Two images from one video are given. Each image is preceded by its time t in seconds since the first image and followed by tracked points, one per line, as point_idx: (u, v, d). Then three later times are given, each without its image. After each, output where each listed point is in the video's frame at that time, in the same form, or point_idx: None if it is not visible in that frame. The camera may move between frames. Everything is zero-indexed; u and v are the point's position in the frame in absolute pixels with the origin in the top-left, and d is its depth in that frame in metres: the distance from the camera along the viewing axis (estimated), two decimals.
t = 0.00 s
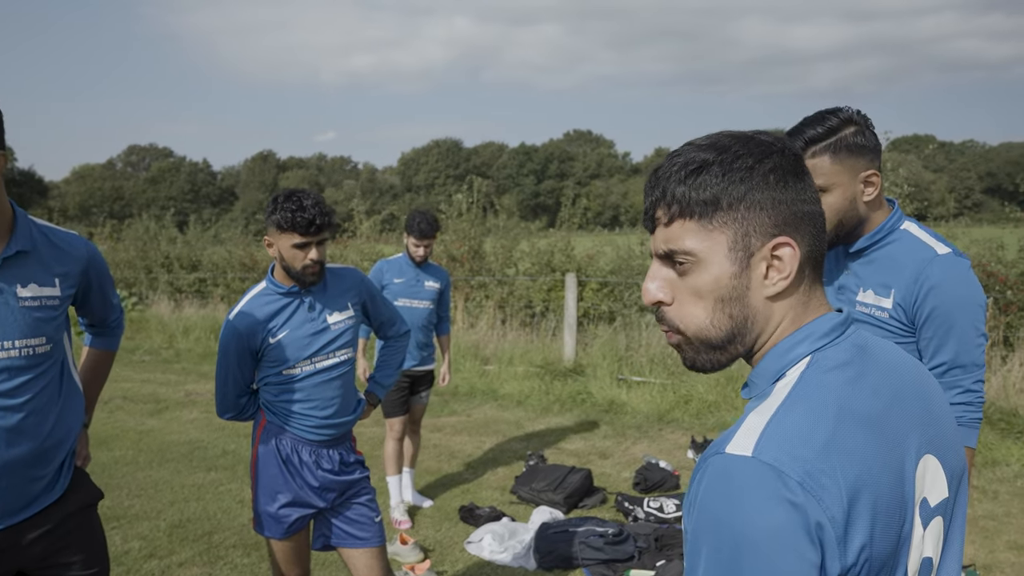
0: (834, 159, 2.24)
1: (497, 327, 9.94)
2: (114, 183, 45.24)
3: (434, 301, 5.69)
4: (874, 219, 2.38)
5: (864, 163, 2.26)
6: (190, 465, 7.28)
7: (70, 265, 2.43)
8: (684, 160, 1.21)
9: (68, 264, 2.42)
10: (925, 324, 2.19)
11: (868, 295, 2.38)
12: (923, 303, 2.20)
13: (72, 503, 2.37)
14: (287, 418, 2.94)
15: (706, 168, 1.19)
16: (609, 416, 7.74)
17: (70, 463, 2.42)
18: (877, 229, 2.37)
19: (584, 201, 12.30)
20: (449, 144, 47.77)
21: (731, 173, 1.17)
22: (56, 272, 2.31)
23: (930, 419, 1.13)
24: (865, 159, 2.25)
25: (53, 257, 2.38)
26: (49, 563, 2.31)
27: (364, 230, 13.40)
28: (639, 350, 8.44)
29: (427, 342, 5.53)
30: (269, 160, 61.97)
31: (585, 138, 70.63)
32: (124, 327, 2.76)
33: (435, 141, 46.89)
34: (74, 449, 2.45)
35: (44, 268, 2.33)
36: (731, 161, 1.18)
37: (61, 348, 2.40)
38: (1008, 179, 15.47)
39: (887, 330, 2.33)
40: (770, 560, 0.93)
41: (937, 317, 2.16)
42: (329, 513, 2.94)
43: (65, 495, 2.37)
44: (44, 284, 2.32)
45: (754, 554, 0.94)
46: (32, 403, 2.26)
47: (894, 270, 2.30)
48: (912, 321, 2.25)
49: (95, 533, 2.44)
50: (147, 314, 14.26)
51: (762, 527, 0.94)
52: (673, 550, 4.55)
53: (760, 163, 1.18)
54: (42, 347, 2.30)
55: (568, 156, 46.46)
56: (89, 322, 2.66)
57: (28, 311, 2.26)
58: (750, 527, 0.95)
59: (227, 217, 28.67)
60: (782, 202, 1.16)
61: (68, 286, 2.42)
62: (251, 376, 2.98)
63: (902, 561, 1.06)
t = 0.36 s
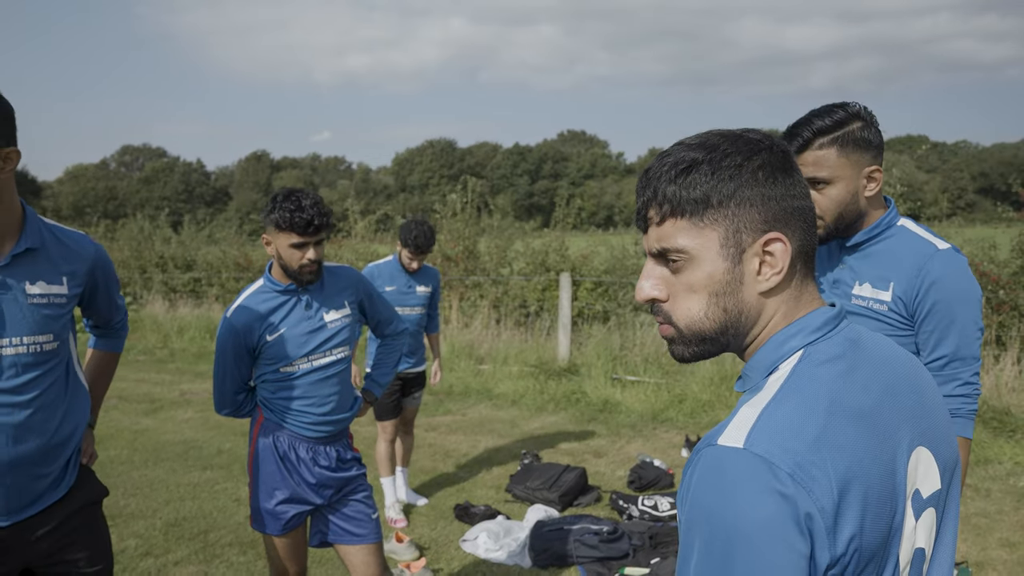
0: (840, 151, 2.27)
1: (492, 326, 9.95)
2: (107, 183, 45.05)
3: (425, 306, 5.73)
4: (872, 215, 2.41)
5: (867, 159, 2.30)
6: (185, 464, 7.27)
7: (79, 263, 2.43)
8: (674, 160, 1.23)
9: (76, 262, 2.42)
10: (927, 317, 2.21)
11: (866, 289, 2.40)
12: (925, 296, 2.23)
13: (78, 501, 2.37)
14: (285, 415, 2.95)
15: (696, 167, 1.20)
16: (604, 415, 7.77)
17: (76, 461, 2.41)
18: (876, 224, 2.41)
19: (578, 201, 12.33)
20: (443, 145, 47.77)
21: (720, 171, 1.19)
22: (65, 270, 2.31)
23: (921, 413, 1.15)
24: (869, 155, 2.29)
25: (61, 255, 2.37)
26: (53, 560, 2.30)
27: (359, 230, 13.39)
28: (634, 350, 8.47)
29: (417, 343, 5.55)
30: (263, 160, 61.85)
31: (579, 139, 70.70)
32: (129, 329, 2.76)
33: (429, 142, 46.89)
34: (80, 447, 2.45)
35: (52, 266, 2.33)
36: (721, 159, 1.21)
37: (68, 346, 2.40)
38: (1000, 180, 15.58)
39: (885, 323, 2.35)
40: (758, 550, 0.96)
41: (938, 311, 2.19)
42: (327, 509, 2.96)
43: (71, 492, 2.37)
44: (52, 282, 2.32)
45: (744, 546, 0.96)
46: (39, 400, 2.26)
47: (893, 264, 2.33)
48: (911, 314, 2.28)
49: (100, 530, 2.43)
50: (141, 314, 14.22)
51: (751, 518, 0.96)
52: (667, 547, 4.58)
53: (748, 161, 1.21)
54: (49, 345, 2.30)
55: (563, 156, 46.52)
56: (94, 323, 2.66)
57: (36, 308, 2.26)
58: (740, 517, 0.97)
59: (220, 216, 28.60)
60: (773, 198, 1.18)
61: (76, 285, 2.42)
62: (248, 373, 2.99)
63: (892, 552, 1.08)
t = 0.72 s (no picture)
0: (840, 145, 2.31)
1: (488, 325, 9.98)
2: (101, 183, 44.91)
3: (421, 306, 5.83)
4: (869, 208, 2.45)
5: (867, 153, 2.34)
6: (184, 462, 7.29)
7: (93, 258, 2.45)
8: (681, 150, 1.27)
9: (90, 257, 2.45)
10: (921, 308, 2.28)
11: (860, 279, 2.45)
12: (919, 287, 2.29)
13: (88, 496, 2.39)
14: (290, 409, 3.01)
15: (702, 157, 1.24)
16: (600, 413, 7.80)
17: (89, 455, 2.44)
18: (873, 217, 2.45)
19: (575, 202, 12.38)
20: (439, 145, 47.81)
21: (725, 161, 1.23)
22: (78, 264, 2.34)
23: (921, 394, 1.19)
24: (868, 149, 2.33)
25: (75, 250, 2.40)
26: (65, 553, 2.33)
27: (355, 230, 13.41)
28: (630, 348, 8.52)
29: (413, 338, 5.58)
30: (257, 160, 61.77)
31: (573, 139, 70.79)
32: (141, 323, 2.79)
33: (425, 142, 46.93)
34: (93, 441, 2.47)
35: (66, 260, 2.36)
36: (726, 149, 1.24)
37: (81, 341, 2.42)
38: (993, 180, 15.69)
39: (879, 313, 2.40)
40: (768, 526, 0.99)
41: (931, 302, 2.26)
42: (330, 503, 2.99)
43: (83, 487, 2.40)
44: (67, 276, 2.35)
45: (755, 521, 0.99)
46: (52, 393, 2.29)
47: (889, 255, 2.38)
48: (904, 305, 2.34)
49: (110, 525, 2.46)
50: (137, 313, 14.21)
51: (762, 493, 0.99)
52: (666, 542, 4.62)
53: (753, 150, 1.24)
54: (63, 339, 2.33)
55: (558, 156, 46.58)
56: (109, 318, 2.69)
57: (50, 302, 2.29)
58: (751, 492, 1.00)
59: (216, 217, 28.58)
60: (776, 186, 1.21)
61: (89, 279, 2.44)
62: (251, 367, 3.04)
63: (895, 528, 1.11)
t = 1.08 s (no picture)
0: (833, 140, 2.35)
1: (482, 324, 10.00)
2: (93, 183, 44.69)
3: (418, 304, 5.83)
4: (863, 202, 2.49)
5: (862, 148, 2.38)
6: (178, 461, 7.30)
7: (100, 250, 2.46)
8: (686, 142, 1.30)
9: (98, 248, 2.45)
10: (912, 300, 2.32)
11: (853, 272, 2.49)
12: (911, 280, 2.33)
13: (95, 489, 2.40)
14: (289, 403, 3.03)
15: (706, 149, 1.27)
16: (594, 410, 7.84)
17: (97, 447, 2.45)
18: (866, 211, 2.48)
19: (568, 201, 12.42)
20: (432, 145, 47.81)
21: (728, 152, 1.26)
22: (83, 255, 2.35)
23: (920, 379, 1.20)
24: (863, 144, 2.37)
25: (82, 241, 2.41)
26: (71, 546, 2.34)
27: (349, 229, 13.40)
28: (624, 346, 8.56)
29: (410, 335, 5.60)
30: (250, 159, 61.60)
31: (566, 139, 70.89)
32: (159, 318, 2.79)
33: (418, 142, 46.94)
34: (102, 435, 2.48)
35: (72, 251, 2.37)
36: (729, 141, 1.27)
37: (89, 332, 2.43)
38: (983, 180, 15.81)
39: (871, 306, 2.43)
40: (773, 507, 0.99)
41: (923, 294, 2.30)
42: (330, 495, 3.03)
43: (89, 480, 2.40)
44: (72, 267, 2.36)
45: (760, 502, 1.00)
46: (59, 383, 2.30)
47: (881, 248, 2.42)
48: (896, 297, 2.38)
49: (117, 518, 2.47)
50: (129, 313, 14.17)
51: (766, 474, 0.99)
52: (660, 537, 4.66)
53: (755, 142, 1.27)
54: (69, 329, 2.34)
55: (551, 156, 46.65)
56: (124, 312, 2.70)
57: (56, 293, 2.30)
58: (755, 473, 1.00)
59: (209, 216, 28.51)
60: (777, 177, 1.24)
61: (97, 271, 2.45)
62: (252, 361, 3.07)
63: (896, 512, 1.11)
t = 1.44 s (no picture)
0: (819, 143, 2.40)
1: (475, 323, 10.04)
2: (84, 184, 44.49)
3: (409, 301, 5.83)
4: (850, 204, 2.54)
5: (847, 151, 2.42)
6: (173, 459, 7.31)
7: (94, 246, 2.48)
8: (668, 147, 1.34)
9: (93, 244, 2.48)
10: (898, 301, 2.36)
11: (840, 273, 2.54)
12: (896, 281, 2.38)
13: (94, 483, 2.43)
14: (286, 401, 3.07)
15: (687, 154, 1.31)
16: (587, 409, 7.88)
17: (96, 442, 2.47)
18: (853, 212, 2.54)
19: (561, 201, 12.47)
20: (425, 145, 47.78)
21: (708, 157, 1.30)
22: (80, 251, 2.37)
23: (895, 370, 1.24)
24: (848, 147, 2.41)
25: (77, 237, 2.44)
26: (73, 538, 2.37)
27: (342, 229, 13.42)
28: (616, 345, 8.62)
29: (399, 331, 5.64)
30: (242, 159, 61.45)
31: (559, 138, 70.93)
32: (151, 316, 2.82)
33: (411, 142, 46.94)
34: (100, 429, 2.50)
35: (68, 246, 2.39)
36: (709, 146, 1.31)
37: (87, 327, 2.45)
38: (973, 181, 15.91)
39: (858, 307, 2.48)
40: (753, 492, 1.03)
41: (908, 295, 2.35)
42: (326, 490, 3.08)
43: (89, 474, 2.43)
44: (69, 262, 2.38)
45: (741, 488, 1.04)
46: (59, 377, 2.33)
47: (868, 250, 2.47)
48: (881, 298, 2.43)
49: (117, 511, 2.50)
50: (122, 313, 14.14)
51: (747, 461, 1.03)
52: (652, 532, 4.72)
53: (734, 147, 1.31)
54: (67, 323, 2.36)
55: (544, 156, 46.71)
56: (116, 311, 2.73)
57: (54, 287, 2.33)
58: (736, 461, 1.04)
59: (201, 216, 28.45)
60: (755, 180, 1.28)
61: (93, 266, 2.48)
62: (249, 359, 3.11)
63: (871, 497, 1.16)
